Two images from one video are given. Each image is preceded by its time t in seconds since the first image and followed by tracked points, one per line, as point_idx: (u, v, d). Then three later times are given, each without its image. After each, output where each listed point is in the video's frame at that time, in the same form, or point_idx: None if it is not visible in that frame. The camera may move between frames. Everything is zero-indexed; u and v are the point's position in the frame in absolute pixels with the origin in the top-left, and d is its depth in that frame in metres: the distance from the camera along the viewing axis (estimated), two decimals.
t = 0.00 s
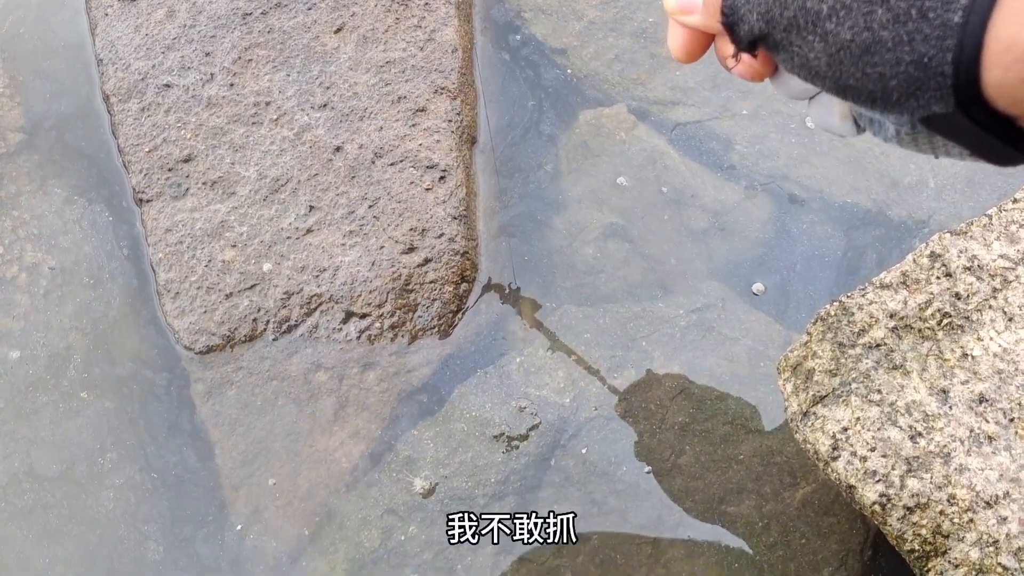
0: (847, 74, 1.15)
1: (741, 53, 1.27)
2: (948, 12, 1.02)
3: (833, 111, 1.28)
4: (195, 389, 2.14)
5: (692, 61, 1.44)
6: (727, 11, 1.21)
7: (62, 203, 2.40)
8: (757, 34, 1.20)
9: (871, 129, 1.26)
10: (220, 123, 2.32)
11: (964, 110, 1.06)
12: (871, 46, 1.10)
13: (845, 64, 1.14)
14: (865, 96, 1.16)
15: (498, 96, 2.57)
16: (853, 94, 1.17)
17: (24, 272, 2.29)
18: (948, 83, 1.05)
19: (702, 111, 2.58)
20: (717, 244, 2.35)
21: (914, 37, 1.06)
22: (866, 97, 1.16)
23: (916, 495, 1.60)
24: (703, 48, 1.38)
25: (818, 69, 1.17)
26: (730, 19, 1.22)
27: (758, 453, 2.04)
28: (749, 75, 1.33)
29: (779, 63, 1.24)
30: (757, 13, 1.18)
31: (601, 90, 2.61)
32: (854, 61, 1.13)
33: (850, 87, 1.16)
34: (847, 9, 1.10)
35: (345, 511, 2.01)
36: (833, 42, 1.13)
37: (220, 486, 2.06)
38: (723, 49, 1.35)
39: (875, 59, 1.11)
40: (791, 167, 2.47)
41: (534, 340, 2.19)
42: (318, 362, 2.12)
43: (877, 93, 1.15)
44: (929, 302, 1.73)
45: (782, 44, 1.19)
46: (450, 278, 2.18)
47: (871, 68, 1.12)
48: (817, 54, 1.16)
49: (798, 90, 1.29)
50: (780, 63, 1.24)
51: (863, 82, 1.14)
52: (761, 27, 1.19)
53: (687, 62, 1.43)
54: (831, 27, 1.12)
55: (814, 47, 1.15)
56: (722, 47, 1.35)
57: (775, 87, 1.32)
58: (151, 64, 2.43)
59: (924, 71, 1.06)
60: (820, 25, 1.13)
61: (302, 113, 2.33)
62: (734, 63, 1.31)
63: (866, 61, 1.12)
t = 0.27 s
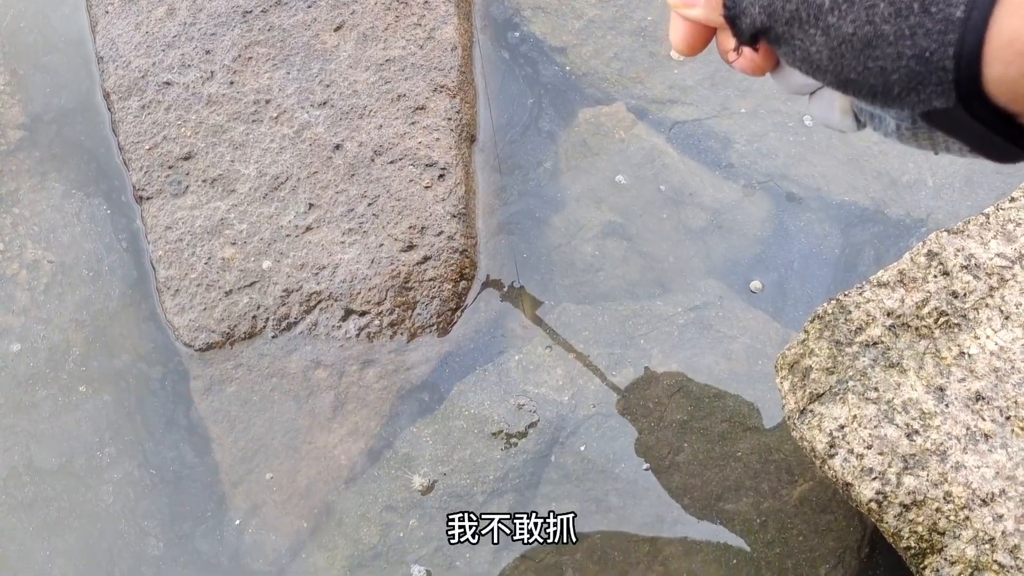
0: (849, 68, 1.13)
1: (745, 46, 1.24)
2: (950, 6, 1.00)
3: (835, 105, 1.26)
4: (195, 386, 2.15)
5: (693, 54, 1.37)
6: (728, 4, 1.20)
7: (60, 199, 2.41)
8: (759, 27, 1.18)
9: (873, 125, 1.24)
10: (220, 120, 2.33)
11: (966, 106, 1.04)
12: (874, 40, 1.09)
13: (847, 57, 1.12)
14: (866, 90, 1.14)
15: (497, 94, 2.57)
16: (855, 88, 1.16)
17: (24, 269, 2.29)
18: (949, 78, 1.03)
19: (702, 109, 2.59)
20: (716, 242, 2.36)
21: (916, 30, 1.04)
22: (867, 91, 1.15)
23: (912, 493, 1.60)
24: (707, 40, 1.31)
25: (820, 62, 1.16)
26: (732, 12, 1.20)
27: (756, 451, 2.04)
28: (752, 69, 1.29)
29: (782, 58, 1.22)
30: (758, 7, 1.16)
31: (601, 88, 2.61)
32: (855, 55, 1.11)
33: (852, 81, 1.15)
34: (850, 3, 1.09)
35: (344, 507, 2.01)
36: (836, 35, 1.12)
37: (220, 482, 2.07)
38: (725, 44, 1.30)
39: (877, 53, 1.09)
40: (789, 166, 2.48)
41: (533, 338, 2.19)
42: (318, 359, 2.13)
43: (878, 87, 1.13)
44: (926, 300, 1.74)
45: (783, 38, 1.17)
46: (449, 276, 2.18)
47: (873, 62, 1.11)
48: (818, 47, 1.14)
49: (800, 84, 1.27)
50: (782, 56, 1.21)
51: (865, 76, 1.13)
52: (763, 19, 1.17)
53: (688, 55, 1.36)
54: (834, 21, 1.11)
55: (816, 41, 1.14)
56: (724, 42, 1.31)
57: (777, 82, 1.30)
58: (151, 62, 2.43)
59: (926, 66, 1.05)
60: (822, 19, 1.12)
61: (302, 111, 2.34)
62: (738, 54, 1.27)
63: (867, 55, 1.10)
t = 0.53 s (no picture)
0: (849, 65, 1.10)
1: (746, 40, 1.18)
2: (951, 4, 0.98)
3: (836, 102, 1.21)
4: (194, 384, 2.16)
5: (694, 49, 1.32)
6: None
7: (60, 197, 2.42)
8: (760, 23, 1.14)
9: (875, 122, 1.19)
10: (219, 120, 2.33)
11: (967, 104, 1.02)
12: (874, 38, 1.05)
13: (848, 55, 1.09)
14: (866, 88, 1.11)
15: (496, 94, 2.58)
16: (855, 86, 1.12)
17: (24, 267, 2.30)
18: (950, 77, 1.01)
19: (699, 109, 2.59)
20: (712, 241, 2.36)
21: (918, 28, 1.01)
22: (867, 89, 1.12)
23: (906, 491, 1.61)
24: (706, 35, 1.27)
25: (821, 60, 1.12)
26: (732, 7, 1.16)
27: (752, 449, 2.05)
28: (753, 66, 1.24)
29: (783, 55, 1.17)
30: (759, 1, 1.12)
31: (599, 88, 2.61)
32: (856, 53, 1.08)
33: (852, 79, 1.12)
34: None
35: (342, 505, 2.02)
36: (836, 32, 1.08)
37: (218, 479, 2.08)
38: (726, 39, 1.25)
39: (878, 51, 1.06)
40: (787, 166, 2.48)
41: (530, 336, 2.20)
42: (316, 357, 2.14)
43: (879, 85, 1.10)
44: (921, 299, 1.75)
45: (784, 35, 1.13)
46: (447, 275, 2.19)
47: (874, 60, 1.07)
48: (819, 45, 1.11)
49: (800, 81, 1.22)
50: (782, 53, 1.18)
51: (866, 74, 1.09)
52: (763, 15, 1.13)
53: (689, 50, 1.31)
54: (835, 17, 1.07)
55: (817, 38, 1.10)
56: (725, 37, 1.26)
57: (775, 78, 1.25)
58: (150, 61, 2.44)
59: (927, 64, 1.02)
60: (824, 15, 1.08)
61: (300, 111, 2.34)
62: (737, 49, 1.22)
63: (869, 53, 1.07)
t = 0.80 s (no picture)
0: (856, 88, 1.14)
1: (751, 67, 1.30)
2: (955, 28, 1.01)
3: (844, 123, 1.30)
4: (193, 385, 2.17)
5: (703, 71, 1.51)
6: (738, 23, 1.22)
7: (59, 198, 2.43)
8: (768, 47, 1.20)
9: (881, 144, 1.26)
10: (218, 121, 2.34)
11: (974, 125, 1.05)
12: (880, 61, 1.10)
13: (855, 78, 1.13)
14: (873, 110, 1.15)
15: (494, 95, 2.59)
16: (862, 107, 1.16)
17: (24, 269, 2.31)
18: (955, 99, 1.04)
19: (697, 110, 2.60)
20: (710, 242, 2.37)
21: (922, 52, 1.05)
22: (874, 111, 1.15)
23: (902, 492, 1.62)
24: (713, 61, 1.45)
25: (828, 82, 1.17)
26: (741, 31, 1.22)
27: (750, 450, 2.06)
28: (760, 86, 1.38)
29: (791, 78, 1.24)
30: (767, 26, 1.18)
31: (597, 89, 2.62)
32: (863, 75, 1.12)
33: (859, 101, 1.16)
34: (857, 24, 1.10)
35: (340, 506, 2.03)
36: (843, 56, 1.13)
37: (217, 479, 2.09)
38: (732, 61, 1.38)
39: (884, 73, 1.10)
40: (784, 167, 2.49)
41: (528, 337, 2.21)
42: (315, 358, 2.14)
43: (885, 107, 1.14)
44: (917, 301, 1.75)
45: (791, 58, 1.19)
46: (445, 276, 2.20)
47: (881, 83, 1.11)
48: (826, 67, 1.15)
49: (809, 103, 1.31)
50: (790, 77, 1.24)
51: (872, 96, 1.13)
52: (772, 39, 1.19)
53: (699, 73, 1.51)
54: (841, 41, 1.12)
55: (824, 61, 1.15)
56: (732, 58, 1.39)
57: (785, 99, 1.35)
58: (150, 63, 2.45)
59: (932, 86, 1.05)
60: (831, 39, 1.13)
61: (299, 112, 2.35)
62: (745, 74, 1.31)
63: (874, 75, 1.11)
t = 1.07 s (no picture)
0: (858, 113, 1.15)
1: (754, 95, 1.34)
2: (954, 52, 1.02)
3: (849, 149, 1.33)
4: (192, 384, 2.17)
5: (706, 103, 1.60)
6: (740, 53, 1.26)
7: (58, 197, 2.43)
8: (769, 75, 1.24)
9: (886, 168, 1.27)
10: (218, 121, 2.34)
11: (976, 147, 1.04)
12: (880, 86, 1.10)
13: (856, 103, 1.14)
14: (876, 134, 1.16)
15: (493, 95, 2.59)
16: (864, 132, 1.17)
17: (24, 268, 2.32)
18: (957, 121, 1.03)
19: (696, 110, 2.60)
20: (709, 242, 2.37)
21: (922, 75, 1.05)
22: (877, 135, 1.16)
23: (900, 491, 1.62)
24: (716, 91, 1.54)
25: (830, 108, 1.19)
26: (742, 61, 1.26)
27: (749, 449, 2.06)
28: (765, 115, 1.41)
29: (792, 105, 1.26)
30: (768, 55, 1.22)
31: (596, 89, 2.63)
32: (864, 100, 1.13)
33: (861, 125, 1.16)
34: (856, 51, 1.12)
35: (340, 505, 2.03)
36: (843, 82, 1.14)
37: (216, 478, 2.09)
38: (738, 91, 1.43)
39: (884, 98, 1.11)
40: (783, 167, 2.49)
41: (528, 337, 2.21)
42: (314, 358, 2.15)
43: (888, 131, 1.14)
44: (915, 300, 1.77)
45: (793, 85, 1.21)
46: (444, 276, 2.20)
47: (882, 107, 1.12)
48: (827, 94, 1.17)
49: (816, 132, 1.36)
50: (793, 104, 1.26)
51: (874, 121, 1.14)
52: (772, 67, 1.22)
53: (702, 104, 1.60)
54: (841, 68, 1.14)
55: (824, 87, 1.17)
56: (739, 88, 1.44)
57: (791, 131, 1.40)
58: (149, 63, 2.45)
59: (933, 109, 1.05)
60: (830, 66, 1.15)
61: (299, 112, 2.35)
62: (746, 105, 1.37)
63: (875, 100, 1.12)
